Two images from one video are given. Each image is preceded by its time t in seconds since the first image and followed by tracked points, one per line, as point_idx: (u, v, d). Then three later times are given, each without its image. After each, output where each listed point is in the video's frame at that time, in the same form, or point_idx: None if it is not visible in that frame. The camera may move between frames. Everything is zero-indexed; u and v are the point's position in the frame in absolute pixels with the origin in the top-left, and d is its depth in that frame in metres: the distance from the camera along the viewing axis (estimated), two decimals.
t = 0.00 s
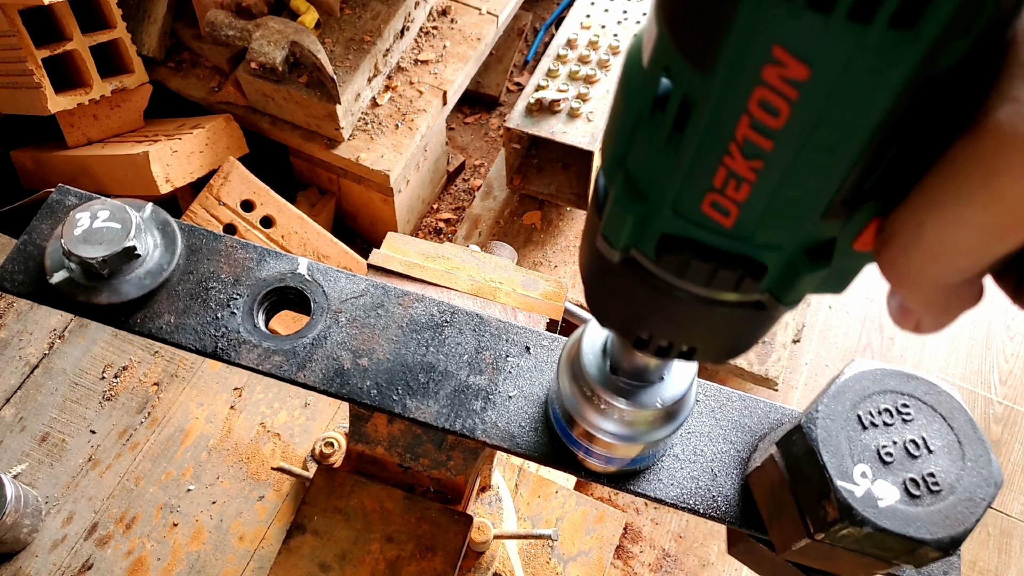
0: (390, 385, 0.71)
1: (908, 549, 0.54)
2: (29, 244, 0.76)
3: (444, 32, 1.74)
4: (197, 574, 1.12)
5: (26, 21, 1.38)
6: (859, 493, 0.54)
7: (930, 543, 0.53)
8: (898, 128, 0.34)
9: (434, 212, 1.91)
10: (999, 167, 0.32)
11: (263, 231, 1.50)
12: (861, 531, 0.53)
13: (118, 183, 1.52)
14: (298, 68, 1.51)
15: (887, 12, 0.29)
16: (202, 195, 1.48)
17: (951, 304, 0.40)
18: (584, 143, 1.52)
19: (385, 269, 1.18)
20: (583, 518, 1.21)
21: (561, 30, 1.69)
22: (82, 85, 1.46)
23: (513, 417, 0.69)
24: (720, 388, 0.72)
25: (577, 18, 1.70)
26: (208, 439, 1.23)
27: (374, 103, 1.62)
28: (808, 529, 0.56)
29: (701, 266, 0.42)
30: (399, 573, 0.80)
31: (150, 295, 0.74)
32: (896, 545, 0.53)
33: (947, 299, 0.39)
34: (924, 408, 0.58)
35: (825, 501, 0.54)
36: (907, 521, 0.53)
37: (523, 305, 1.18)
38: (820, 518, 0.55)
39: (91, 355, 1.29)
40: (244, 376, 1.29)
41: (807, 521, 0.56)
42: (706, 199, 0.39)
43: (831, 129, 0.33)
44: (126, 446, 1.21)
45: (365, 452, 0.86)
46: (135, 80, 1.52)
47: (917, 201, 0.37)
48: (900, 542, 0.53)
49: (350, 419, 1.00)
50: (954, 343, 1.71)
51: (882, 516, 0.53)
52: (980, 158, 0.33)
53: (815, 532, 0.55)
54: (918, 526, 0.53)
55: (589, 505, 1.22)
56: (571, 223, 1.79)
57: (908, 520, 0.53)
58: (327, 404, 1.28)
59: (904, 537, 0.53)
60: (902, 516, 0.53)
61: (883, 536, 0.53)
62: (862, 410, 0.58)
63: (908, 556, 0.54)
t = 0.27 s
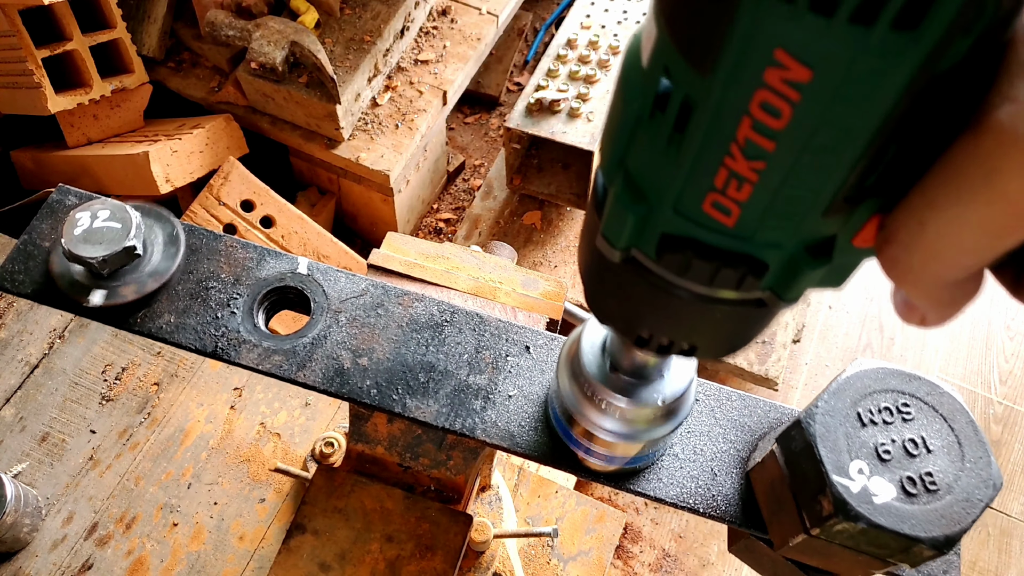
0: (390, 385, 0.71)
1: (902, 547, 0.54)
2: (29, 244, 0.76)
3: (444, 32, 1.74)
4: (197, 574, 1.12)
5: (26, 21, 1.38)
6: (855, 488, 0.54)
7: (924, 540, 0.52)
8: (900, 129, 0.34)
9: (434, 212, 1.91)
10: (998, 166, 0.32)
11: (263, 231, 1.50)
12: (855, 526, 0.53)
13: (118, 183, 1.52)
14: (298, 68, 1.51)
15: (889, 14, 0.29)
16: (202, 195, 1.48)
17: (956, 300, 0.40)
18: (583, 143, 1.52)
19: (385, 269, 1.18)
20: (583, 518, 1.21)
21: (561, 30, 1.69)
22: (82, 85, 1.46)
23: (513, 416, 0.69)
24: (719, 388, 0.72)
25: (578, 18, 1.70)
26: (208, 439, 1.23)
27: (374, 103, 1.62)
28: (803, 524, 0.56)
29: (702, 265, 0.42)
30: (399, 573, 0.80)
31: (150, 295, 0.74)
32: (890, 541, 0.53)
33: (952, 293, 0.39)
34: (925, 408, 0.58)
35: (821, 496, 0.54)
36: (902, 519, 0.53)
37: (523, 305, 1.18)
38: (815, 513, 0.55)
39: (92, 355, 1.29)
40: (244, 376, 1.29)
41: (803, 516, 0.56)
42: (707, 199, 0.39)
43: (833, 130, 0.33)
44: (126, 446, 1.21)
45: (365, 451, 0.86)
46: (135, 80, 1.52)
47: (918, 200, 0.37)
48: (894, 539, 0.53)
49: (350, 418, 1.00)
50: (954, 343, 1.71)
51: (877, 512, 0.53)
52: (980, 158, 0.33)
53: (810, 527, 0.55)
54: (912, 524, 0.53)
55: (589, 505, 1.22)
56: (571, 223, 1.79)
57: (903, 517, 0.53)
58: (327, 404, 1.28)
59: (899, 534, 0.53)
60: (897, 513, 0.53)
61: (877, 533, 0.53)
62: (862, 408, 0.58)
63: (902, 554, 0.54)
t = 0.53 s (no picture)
0: (390, 385, 0.71)
1: (901, 547, 0.54)
2: (29, 244, 0.76)
3: (444, 32, 1.74)
4: (197, 574, 1.12)
5: (26, 21, 1.38)
6: (853, 488, 0.54)
7: (922, 541, 0.52)
8: (898, 126, 0.34)
9: (434, 212, 1.91)
10: (1001, 160, 0.32)
11: (263, 231, 1.50)
12: (853, 526, 0.53)
13: (118, 183, 1.52)
14: (298, 67, 1.51)
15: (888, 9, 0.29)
16: (202, 195, 1.48)
17: (955, 298, 0.40)
18: (583, 143, 1.52)
19: (385, 269, 1.18)
20: (583, 518, 1.21)
21: (561, 30, 1.69)
22: (82, 85, 1.46)
23: (514, 416, 0.69)
24: (719, 387, 0.72)
25: (578, 18, 1.70)
26: (208, 439, 1.23)
27: (374, 103, 1.62)
28: (803, 524, 0.56)
29: (700, 260, 0.42)
30: (399, 573, 0.80)
31: (150, 295, 0.74)
32: (888, 542, 0.53)
33: (951, 291, 0.39)
34: (925, 408, 0.58)
35: (820, 495, 0.54)
36: (900, 519, 0.53)
37: (523, 305, 1.18)
38: (814, 512, 0.55)
39: (92, 355, 1.29)
40: (244, 376, 1.29)
41: (802, 516, 0.56)
42: (705, 195, 0.39)
43: (831, 126, 0.33)
44: (126, 446, 1.21)
45: (365, 451, 0.86)
46: (134, 80, 1.52)
47: (917, 195, 0.37)
48: (892, 539, 0.53)
49: (350, 418, 1.00)
50: (955, 343, 1.71)
51: (875, 512, 0.53)
52: (979, 152, 0.33)
53: (809, 527, 0.55)
54: (910, 525, 0.53)
55: (590, 505, 1.22)
56: (571, 223, 1.79)
57: (901, 517, 0.53)
58: (327, 404, 1.28)
59: (896, 534, 0.53)
60: (895, 513, 0.53)
61: (875, 533, 0.53)
62: (862, 408, 0.58)
63: (900, 555, 0.54)
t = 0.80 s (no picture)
0: (390, 385, 0.71)
1: (901, 547, 0.54)
2: (29, 244, 0.76)
3: (444, 32, 1.74)
4: (197, 574, 1.12)
5: (26, 21, 1.38)
6: (852, 489, 0.53)
7: (921, 541, 0.52)
8: (896, 134, 0.34)
9: (434, 212, 1.91)
10: (995, 173, 0.32)
11: (263, 231, 1.50)
12: (852, 527, 0.53)
13: (118, 183, 1.52)
14: (298, 68, 1.51)
15: (884, 17, 0.29)
16: (202, 195, 1.48)
17: (950, 312, 0.39)
18: (583, 143, 1.52)
19: (385, 269, 1.18)
20: (583, 518, 1.21)
21: (561, 30, 1.69)
22: (82, 85, 1.46)
23: (514, 416, 0.69)
24: (719, 387, 0.72)
25: (578, 18, 1.70)
26: (208, 439, 1.23)
27: (374, 103, 1.62)
28: (802, 526, 0.56)
29: (696, 264, 0.42)
30: (399, 573, 0.80)
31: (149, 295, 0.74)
32: (888, 542, 0.53)
33: (945, 304, 0.39)
34: (922, 408, 0.58)
35: (819, 496, 0.54)
36: (899, 519, 0.53)
37: (523, 305, 1.18)
38: (814, 514, 0.55)
39: (92, 354, 1.29)
40: (244, 376, 1.29)
41: (802, 518, 0.56)
42: (703, 199, 0.39)
43: (828, 133, 0.33)
44: (126, 446, 1.21)
45: (365, 451, 0.85)
46: (134, 80, 1.52)
47: (914, 207, 0.37)
48: (891, 540, 0.53)
49: (350, 418, 1.00)
50: (954, 343, 1.71)
51: (874, 513, 0.53)
52: (976, 166, 0.33)
53: (808, 528, 0.55)
54: (910, 525, 0.53)
55: (590, 505, 1.22)
56: (571, 223, 1.79)
57: (900, 518, 0.53)
58: (327, 404, 1.28)
59: (896, 535, 0.53)
60: (894, 513, 0.53)
61: (874, 533, 0.53)
62: (859, 409, 0.58)
63: (901, 555, 0.54)
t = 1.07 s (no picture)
0: (390, 384, 0.71)
1: (907, 546, 0.54)
2: (29, 244, 0.76)
3: (444, 32, 1.74)
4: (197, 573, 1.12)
5: (26, 21, 1.38)
6: (858, 489, 0.53)
7: (929, 539, 0.52)
8: (896, 128, 0.34)
9: (434, 211, 1.91)
10: (993, 164, 0.33)
11: (263, 231, 1.50)
12: (860, 527, 0.53)
13: (118, 183, 1.52)
14: (298, 68, 1.51)
15: (885, 13, 0.29)
16: (202, 195, 1.48)
17: (951, 304, 0.39)
18: (583, 143, 1.52)
19: (385, 269, 1.18)
20: (583, 517, 1.21)
21: (561, 30, 1.69)
22: (82, 85, 1.46)
23: (514, 415, 0.69)
24: (719, 386, 0.72)
25: (578, 18, 1.70)
26: (208, 439, 1.23)
27: (374, 103, 1.62)
28: (807, 526, 0.56)
29: (700, 263, 0.42)
30: (399, 573, 0.80)
31: (150, 295, 0.74)
32: (895, 541, 0.53)
33: (945, 295, 0.39)
34: (924, 405, 0.59)
35: (824, 498, 0.54)
36: (906, 518, 0.53)
37: (523, 304, 1.19)
38: (819, 515, 0.55)
39: (91, 354, 1.29)
40: (244, 376, 1.29)
41: (807, 518, 0.56)
42: (706, 198, 0.39)
43: (830, 129, 0.33)
44: (126, 446, 1.21)
45: (365, 451, 0.85)
46: (134, 80, 1.52)
47: (914, 200, 0.37)
48: (899, 539, 0.53)
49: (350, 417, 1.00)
50: (954, 343, 1.71)
51: (881, 512, 0.53)
52: (975, 158, 0.33)
53: (815, 529, 0.55)
54: (917, 523, 0.53)
55: (590, 505, 1.22)
56: (571, 223, 1.79)
57: (907, 516, 0.53)
58: (327, 403, 1.28)
59: (903, 533, 0.53)
60: (901, 512, 0.53)
61: (881, 533, 0.53)
62: (862, 408, 0.58)
63: (906, 553, 0.54)
